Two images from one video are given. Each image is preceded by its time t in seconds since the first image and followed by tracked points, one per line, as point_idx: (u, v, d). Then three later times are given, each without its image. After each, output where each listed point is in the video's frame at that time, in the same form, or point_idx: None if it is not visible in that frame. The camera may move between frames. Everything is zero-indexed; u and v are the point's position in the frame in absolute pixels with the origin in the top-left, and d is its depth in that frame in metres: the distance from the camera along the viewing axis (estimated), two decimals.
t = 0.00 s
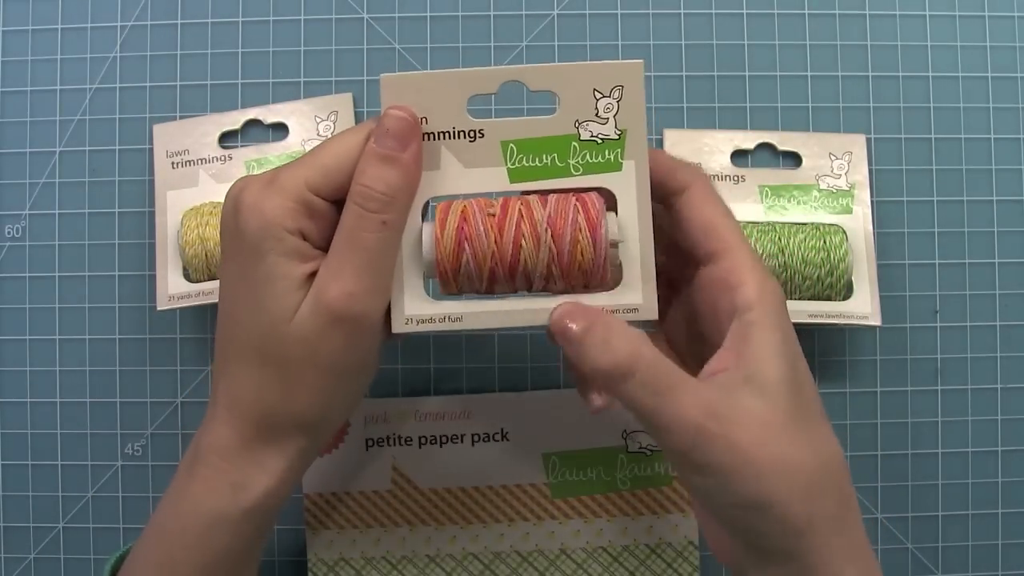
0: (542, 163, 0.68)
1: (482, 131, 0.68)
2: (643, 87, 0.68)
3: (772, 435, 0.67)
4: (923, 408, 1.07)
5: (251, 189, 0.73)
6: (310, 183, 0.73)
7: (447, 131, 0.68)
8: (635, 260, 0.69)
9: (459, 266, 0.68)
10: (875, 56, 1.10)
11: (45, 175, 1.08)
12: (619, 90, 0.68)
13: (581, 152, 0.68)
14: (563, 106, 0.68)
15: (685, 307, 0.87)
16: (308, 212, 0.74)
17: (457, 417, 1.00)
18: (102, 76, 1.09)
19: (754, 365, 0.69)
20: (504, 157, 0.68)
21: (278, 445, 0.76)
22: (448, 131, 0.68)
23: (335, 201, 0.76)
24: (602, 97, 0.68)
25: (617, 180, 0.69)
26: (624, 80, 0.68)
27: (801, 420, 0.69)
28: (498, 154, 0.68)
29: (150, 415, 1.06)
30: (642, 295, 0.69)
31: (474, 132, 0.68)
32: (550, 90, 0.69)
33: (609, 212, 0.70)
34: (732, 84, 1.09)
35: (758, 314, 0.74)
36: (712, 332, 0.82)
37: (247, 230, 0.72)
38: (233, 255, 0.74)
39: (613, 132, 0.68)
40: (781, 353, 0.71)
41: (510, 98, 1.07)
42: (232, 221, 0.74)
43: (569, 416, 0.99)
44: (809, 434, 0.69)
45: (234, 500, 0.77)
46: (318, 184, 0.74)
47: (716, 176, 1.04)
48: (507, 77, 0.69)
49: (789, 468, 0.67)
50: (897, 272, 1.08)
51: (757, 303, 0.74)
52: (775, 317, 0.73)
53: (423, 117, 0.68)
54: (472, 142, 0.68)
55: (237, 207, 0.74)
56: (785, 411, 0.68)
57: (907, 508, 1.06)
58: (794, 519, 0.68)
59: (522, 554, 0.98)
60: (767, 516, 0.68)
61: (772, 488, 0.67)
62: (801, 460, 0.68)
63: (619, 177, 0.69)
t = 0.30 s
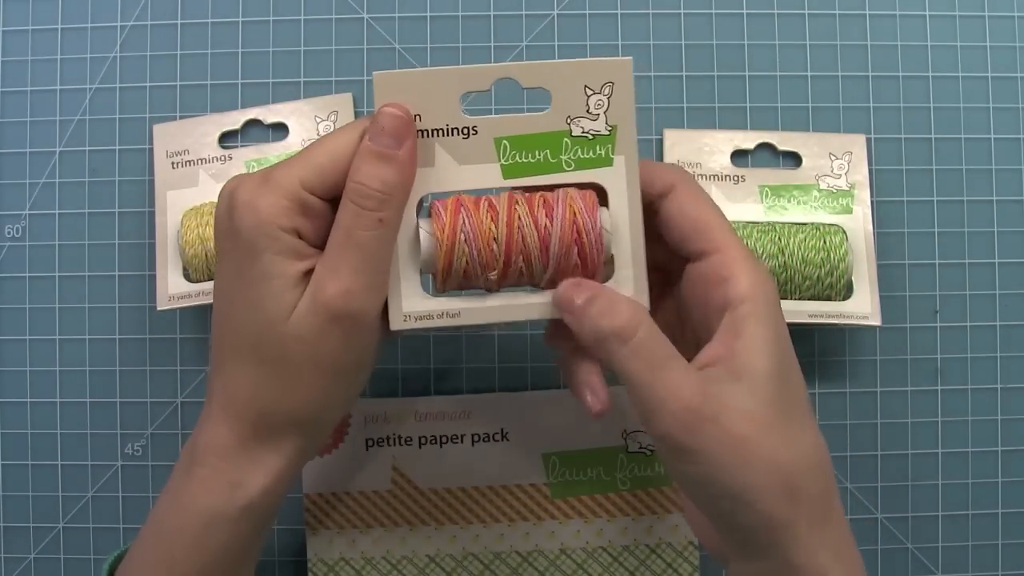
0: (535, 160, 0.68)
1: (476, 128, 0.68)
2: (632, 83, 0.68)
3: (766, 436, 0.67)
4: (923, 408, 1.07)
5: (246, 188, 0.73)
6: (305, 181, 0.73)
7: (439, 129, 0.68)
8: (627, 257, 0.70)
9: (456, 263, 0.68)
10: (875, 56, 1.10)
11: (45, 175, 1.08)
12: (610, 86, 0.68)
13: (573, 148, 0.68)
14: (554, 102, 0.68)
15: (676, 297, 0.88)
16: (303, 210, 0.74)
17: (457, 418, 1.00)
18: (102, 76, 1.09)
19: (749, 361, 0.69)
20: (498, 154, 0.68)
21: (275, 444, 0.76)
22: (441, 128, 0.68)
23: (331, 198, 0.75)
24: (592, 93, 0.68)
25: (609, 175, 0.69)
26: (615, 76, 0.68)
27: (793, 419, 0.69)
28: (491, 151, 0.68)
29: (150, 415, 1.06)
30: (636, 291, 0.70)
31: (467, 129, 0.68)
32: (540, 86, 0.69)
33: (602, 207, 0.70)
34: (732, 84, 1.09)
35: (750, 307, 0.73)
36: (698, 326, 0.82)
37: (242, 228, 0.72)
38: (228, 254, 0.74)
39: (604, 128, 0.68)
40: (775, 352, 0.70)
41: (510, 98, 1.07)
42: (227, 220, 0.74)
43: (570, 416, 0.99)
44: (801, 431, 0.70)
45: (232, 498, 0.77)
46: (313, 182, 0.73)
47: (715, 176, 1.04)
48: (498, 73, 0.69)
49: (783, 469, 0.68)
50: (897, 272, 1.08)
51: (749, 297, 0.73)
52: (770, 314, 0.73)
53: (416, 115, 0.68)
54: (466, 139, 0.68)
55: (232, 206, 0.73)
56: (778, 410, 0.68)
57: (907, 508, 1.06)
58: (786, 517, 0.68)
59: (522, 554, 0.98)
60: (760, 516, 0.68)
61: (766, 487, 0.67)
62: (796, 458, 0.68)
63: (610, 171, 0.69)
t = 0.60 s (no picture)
0: (540, 163, 0.68)
1: (481, 131, 0.68)
2: (640, 87, 0.68)
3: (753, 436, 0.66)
4: (923, 407, 1.07)
5: (250, 189, 0.73)
6: (309, 182, 0.73)
7: (445, 132, 0.68)
8: (634, 259, 0.69)
9: (455, 266, 0.68)
10: (875, 56, 1.10)
11: (45, 175, 1.08)
12: (617, 89, 0.68)
13: (579, 152, 0.68)
14: (561, 105, 0.68)
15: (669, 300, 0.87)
16: (307, 211, 0.73)
17: (457, 418, 1.00)
18: (102, 76, 1.09)
19: (737, 360, 0.68)
20: (503, 157, 0.68)
21: (276, 445, 0.76)
22: (446, 131, 0.68)
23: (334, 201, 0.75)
24: (599, 96, 0.68)
25: (615, 179, 0.69)
26: (621, 79, 0.68)
27: (782, 418, 0.69)
28: (497, 153, 0.68)
29: (150, 415, 1.06)
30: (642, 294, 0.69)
31: (473, 132, 0.68)
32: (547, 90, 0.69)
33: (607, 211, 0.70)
34: (732, 84, 1.09)
35: (738, 307, 0.72)
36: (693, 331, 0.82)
37: (246, 229, 0.72)
38: (232, 254, 0.74)
39: (610, 132, 0.68)
40: (763, 352, 0.70)
41: (510, 98, 1.07)
42: (232, 220, 0.74)
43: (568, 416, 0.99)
44: (788, 430, 0.69)
45: (232, 499, 0.77)
46: (317, 184, 0.73)
47: (715, 176, 1.04)
48: (504, 77, 0.69)
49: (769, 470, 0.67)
50: (897, 272, 1.08)
51: (738, 298, 0.73)
52: (757, 315, 0.72)
53: (422, 117, 0.68)
54: (471, 142, 0.68)
55: (237, 206, 0.73)
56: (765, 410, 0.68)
57: (907, 508, 1.06)
58: (775, 517, 0.68)
59: (522, 554, 0.98)
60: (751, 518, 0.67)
61: (753, 488, 0.67)
62: (783, 458, 0.68)
63: (616, 175, 0.69)
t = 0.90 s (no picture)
0: (544, 166, 0.68)
1: (486, 134, 0.68)
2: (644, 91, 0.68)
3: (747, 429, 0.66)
4: (923, 408, 1.07)
5: (254, 190, 0.73)
6: (313, 184, 0.73)
7: (450, 135, 0.68)
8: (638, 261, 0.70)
9: (457, 268, 0.69)
10: (875, 56, 1.10)
11: (45, 175, 1.08)
12: (622, 94, 0.68)
13: (584, 156, 0.68)
14: (565, 109, 0.68)
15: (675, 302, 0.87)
16: (311, 213, 0.74)
17: (457, 418, 1.00)
18: (102, 76, 1.09)
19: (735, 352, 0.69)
20: (507, 160, 0.68)
21: (278, 446, 0.76)
22: (451, 134, 0.68)
23: (337, 203, 0.76)
24: (604, 100, 0.68)
25: (619, 183, 0.69)
26: (626, 84, 0.68)
27: (782, 414, 0.69)
28: (501, 156, 0.68)
29: (150, 415, 1.06)
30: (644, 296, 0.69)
31: (477, 135, 0.68)
32: (552, 94, 0.69)
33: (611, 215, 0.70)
34: (732, 84, 1.09)
35: (740, 302, 0.73)
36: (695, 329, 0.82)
37: (250, 230, 0.72)
38: (236, 255, 0.74)
39: (614, 136, 0.68)
40: (764, 347, 0.70)
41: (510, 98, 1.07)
42: (235, 221, 0.74)
43: (574, 415, 0.98)
44: (788, 427, 0.69)
45: (233, 499, 0.77)
46: (321, 186, 0.74)
47: (715, 176, 1.04)
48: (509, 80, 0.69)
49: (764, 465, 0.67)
50: (897, 272, 1.08)
51: (739, 294, 0.74)
52: (760, 310, 0.73)
53: (426, 120, 0.68)
54: (475, 146, 0.68)
55: (241, 207, 0.73)
56: (762, 405, 0.68)
57: (907, 508, 1.06)
58: (771, 514, 0.67)
59: (522, 554, 0.98)
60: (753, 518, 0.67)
61: (748, 483, 0.66)
62: (784, 454, 0.68)
63: (620, 179, 0.69)
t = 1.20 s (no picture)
0: (548, 172, 0.68)
1: (491, 139, 0.68)
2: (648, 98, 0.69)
3: (760, 432, 0.67)
4: (923, 407, 1.07)
5: (260, 193, 0.73)
6: (319, 187, 0.73)
7: (456, 140, 0.68)
8: (640, 263, 0.70)
9: (468, 269, 0.68)
10: (875, 55, 1.10)
11: (45, 175, 1.08)
12: (624, 101, 0.68)
13: (586, 162, 0.68)
14: (570, 114, 0.68)
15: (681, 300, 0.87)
16: (317, 215, 0.74)
17: (457, 418, 1.00)
18: (102, 76, 1.09)
19: (743, 355, 0.69)
20: (512, 165, 0.68)
21: (281, 448, 0.76)
22: (457, 138, 0.68)
23: (343, 206, 0.76)
24: (607, 107, 0.68)
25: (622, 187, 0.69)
26: (629, 90, 0.68)
27: (789, 416, 0.69)
28: (506, 161, 0.68)
29: (150, 415, 1.06)
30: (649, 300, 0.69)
31: (482, 140, 0.68)
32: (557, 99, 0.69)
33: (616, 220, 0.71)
34: (732, 84, 1.09)
35: (751, 305, 0.73)
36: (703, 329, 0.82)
37: (255, 232, 0.72)
38: (241, 257, 0.74)
39: (617, 143, 0.68)
40: (773, 349, 0.70)
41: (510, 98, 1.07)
42: (240, 224, 0.74)
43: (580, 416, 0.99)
44: (794, 429, 0.70)
45: (235, 499, 0.77)
46: (327, 189, 0.74)
47: (715, 176, 1.04)
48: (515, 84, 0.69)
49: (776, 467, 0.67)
50: (897, 272, 1.08)
51: (751, 294, 0.74)
52: (770, 312, 0.73)
53: (432, 125, 0.68)
54: (481, 150, 0.68)
55: (246, 209, 0.73)
56: (773, 407, 0.68)
57: (907, 508, 1.06)
58: (775, 514, 0.67)
59: (522, 554, 0.98)
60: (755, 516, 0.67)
61: (761, 486, 0.67)
62: (788, 455, 0.68)
63: (622, 186, 0.69)
